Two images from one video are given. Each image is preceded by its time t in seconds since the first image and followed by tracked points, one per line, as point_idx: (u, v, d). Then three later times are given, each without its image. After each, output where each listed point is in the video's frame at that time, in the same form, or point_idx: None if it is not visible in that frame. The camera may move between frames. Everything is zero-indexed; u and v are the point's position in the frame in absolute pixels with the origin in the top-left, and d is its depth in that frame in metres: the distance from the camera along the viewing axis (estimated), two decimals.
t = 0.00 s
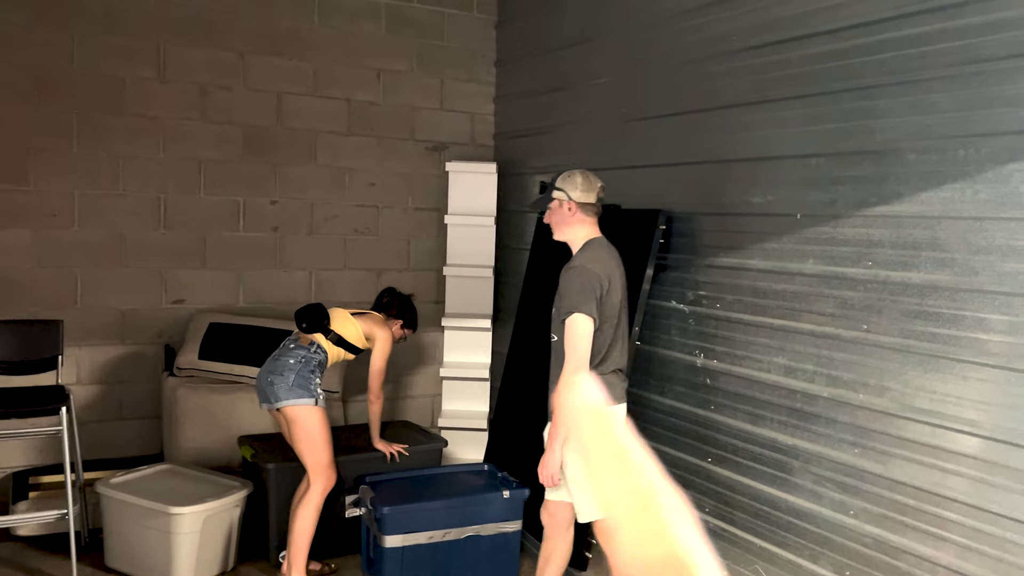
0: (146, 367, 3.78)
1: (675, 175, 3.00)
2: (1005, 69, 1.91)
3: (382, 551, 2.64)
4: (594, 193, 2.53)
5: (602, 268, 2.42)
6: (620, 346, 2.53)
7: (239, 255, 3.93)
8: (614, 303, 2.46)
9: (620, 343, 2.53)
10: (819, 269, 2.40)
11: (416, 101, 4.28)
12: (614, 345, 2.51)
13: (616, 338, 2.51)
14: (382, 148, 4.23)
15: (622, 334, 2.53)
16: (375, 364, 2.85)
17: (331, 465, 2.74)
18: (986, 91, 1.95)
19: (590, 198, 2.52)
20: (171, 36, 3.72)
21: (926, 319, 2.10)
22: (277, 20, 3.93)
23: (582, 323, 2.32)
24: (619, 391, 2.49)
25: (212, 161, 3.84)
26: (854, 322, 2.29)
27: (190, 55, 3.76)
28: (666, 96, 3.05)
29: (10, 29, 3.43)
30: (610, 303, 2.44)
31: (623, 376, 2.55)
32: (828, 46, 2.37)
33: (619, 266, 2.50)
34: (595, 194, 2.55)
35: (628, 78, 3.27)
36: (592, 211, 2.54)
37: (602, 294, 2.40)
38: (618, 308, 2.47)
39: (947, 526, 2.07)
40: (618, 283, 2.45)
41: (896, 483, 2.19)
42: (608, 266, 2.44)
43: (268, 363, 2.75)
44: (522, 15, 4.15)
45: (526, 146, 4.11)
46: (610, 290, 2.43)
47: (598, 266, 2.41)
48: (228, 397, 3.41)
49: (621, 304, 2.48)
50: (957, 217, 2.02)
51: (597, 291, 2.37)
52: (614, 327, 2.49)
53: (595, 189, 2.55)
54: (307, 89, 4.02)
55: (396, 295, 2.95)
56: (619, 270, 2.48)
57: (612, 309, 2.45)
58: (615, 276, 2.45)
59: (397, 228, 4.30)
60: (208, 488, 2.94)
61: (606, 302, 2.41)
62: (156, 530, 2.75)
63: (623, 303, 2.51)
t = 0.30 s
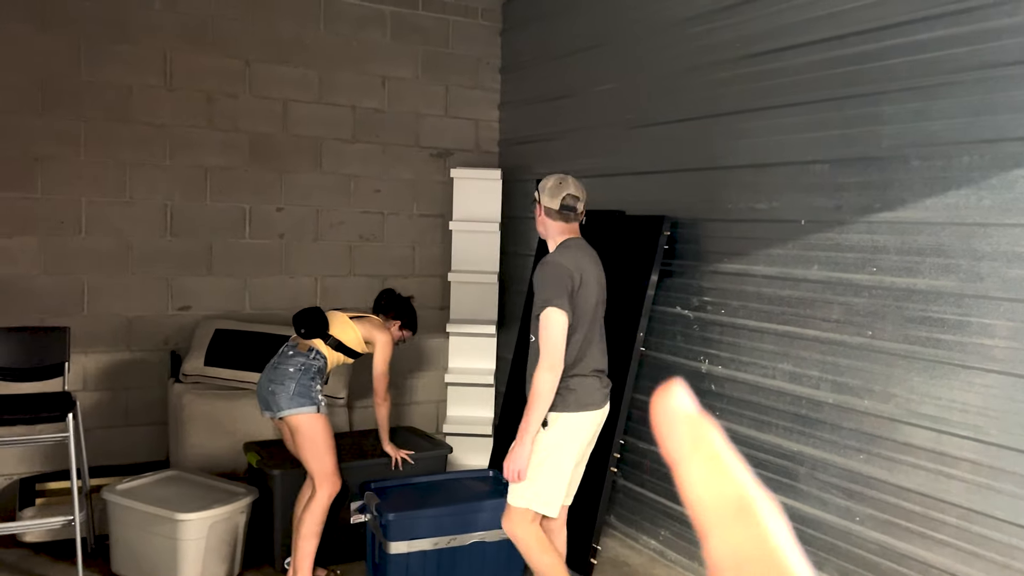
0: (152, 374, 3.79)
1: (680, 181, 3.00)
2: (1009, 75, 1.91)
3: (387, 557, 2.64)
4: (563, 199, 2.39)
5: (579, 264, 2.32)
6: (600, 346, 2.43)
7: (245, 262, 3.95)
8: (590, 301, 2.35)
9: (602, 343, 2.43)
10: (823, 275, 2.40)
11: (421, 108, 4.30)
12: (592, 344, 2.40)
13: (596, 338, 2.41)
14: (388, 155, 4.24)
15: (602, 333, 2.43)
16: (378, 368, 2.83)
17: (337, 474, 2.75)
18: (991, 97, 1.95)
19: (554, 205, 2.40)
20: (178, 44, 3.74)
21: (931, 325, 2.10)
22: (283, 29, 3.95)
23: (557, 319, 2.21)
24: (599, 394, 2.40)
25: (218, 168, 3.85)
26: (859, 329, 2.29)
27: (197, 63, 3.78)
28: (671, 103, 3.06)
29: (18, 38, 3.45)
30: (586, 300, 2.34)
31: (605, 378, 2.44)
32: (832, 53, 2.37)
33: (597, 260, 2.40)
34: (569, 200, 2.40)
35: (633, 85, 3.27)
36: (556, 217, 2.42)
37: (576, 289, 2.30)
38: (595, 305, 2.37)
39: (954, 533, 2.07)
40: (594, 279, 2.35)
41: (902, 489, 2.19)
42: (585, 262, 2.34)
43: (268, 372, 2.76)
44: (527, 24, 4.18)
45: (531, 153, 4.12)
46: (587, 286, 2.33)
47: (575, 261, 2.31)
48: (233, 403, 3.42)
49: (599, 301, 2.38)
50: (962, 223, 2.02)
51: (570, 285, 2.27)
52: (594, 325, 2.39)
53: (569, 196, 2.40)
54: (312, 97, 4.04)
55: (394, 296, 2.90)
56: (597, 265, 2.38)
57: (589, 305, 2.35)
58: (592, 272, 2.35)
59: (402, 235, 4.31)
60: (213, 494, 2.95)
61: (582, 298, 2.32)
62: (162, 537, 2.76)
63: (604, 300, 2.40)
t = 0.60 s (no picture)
0: (148, 379, 3.78)
1: (675, 185, 3.01)
2: (1004, 79, 1.92)
3: (384, 561, 2.64)
4: (556, 207, 2.41)
5: (559, 271, 2.36)
6: (595, 353, 2.43)
7: (242, 266, 3.95)
8: (572, 306, 2.37)
9: (597, 349, 2.44)
10: (819, 278, 2.40)
11: (417, 112, 4.30)
12: (581, 349, 2.40)
13: (589, 343, 2.41)
14: (384, 159, 4.24)
15: (598, 338, 2.43)
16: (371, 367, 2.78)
17: (316, 474, 2.76)
18: (985, 101, 1.96)
19: (550, 210, 2.43)
20: (175, 48, 3.74)
21: (927, 328, 2.11)
22: (280, 33, 3.95)
23: (520, 332, 2.33)
24: (592, 400, 2.40)
25: (214, 173, 3.85)
26: (855, 332, 2.30)
27: (194, 68, 3.78)
28: (667, 107, 3.06)
29: (15, 43, 3.45)
30: (566, 305, 2.37)
31: (604, 384, 2.44)
32: (828, 57, 2.38)
33: (588, 266, 2.40)
34: (563, 208, 2.40)
35: (629, 89, 3.28)
36: (550, 222, 2.43)
37: (547, 296, 2.36)
38: (581, 311, 2.38)
39: (951, 536, 2.07)
40: (577, 285, 2.37)
41: (899, 492, 2.19)
42: (567, 268, 2.37)
43: (252, 376, 2.78)
44: (522, 28, 4.19)
45: (527, 157, 4.13)
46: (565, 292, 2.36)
47: (548, 269, 2.37)
48: (229, 408, 3.41)
49: (587, 307, 2.39)
50: (956, 226, 2.03)
51: (539, 293, 2.35)
52: (584, 331, 2.40)
53: (563, 204, 2.40)
54: (309, 101, 4.04)
55: (388, 290, 2.83)
56: (586, 271, 2.39)
57: (569, 310, 2.37)
58: (577, 278, 2.37)
59: (398, 239, 4.31)
60: (209, 499, 2.94)
61: (560, 304, 2.36)
62: (158, 542, 2.75)
63: (596, 305, 2.41)
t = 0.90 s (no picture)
0: (133, 384, 3.77)
1: (661, 189, 3.02)
2: (982, 83, 1.93)
3: (370, 566, 2.63)
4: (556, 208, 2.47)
5: (547, 273, 2.40)
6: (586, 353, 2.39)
7: (228, 270, 3.93)
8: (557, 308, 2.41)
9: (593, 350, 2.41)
10: (802, 280, 2.42)
11: (405, 115, 4.30)
12: (569, 350, 2.40)
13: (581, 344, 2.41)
14: (371, 162, 4.24)
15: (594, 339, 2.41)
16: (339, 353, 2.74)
17: (300, 476, 2.75)
18: (965, 104, 1.97)
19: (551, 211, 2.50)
20: (160, 52, 3.73)
21: (909, 330, 2.12)
22: (266, 36, 3.95)
23: (514, 336, 2.49)
24: (581, 401, 2.40)
25: (200, 177, 3.84)
26: (838, 334, 2.31)
27: (180, 71, 3.77)
28: (652, 110, 3.07)
29: None
30: (553, 306, 2.41)
31: (600, 385, 2.40)
32: (810, 61, 2.39)
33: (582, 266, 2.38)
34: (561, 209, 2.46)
35: (615, 92, 3.29)
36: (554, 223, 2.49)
37: (536, 296, 2.44)
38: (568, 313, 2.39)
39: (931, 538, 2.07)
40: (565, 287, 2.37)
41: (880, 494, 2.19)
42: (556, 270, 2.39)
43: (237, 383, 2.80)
44: (509, 32, 4.20)
45: (514, 160, 4.13)
46: (551, 294, 2.40)
47: (537, 272, 2.43)
48: (213, 412, 3.40)
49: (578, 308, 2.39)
50: (936, 229, 2.04)
51: (528, 293, 2.45)
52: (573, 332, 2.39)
53: (561, 205, 2.46)
54: (295, 105, 4.03)
55: (370, 276, 2.79)
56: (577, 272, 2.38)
57: (556, 311, 2.41)
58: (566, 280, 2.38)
59: (385, 242, 4.31)
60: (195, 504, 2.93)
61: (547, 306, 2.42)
62: (141, 548, 2.73)
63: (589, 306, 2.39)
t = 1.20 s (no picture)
0: (107, 391, 3.71)
1: (639, 193, 3.02)
2: (957, 89, 1.95)
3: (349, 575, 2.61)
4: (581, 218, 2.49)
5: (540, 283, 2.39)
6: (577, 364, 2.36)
7: (204, 275, 3.89)
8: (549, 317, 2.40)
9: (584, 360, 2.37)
10: (780, 285, 2.42)
11: (384, 119, 4.28)
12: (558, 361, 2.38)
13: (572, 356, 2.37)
14: (350, 167, 4.21)
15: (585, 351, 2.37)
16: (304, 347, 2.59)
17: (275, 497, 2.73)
18: (941, 110, 1.98)
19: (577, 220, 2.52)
20: (135, 55, 3.68)
21: (885, 334, 2.13)
22: (244, 39, 3.91)
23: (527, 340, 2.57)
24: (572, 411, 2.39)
25: (176, 181, 3.80)
26: (815, 338, 2.31)
27: (155, 74, 3.73)
28: (631, 115, 3.08)
29: None
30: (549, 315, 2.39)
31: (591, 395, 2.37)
32: (788, 66, 2.40)
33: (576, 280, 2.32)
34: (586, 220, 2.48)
35: (594, 97, 3.29)
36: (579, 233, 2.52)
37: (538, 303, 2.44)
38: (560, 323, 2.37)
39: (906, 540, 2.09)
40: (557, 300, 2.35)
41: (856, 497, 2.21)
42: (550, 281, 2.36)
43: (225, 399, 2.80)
44: (488, 36, 4.19)
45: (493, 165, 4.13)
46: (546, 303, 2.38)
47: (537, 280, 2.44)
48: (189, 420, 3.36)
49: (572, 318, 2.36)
50: (912, 234, 2.05)
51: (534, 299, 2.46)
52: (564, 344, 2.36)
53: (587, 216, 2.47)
54: (273, 109, 4.00)
55: (346, 264, 2.73)
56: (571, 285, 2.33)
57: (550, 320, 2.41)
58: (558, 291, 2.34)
59: (364, 247, 4.28)
60: (170, 514, 2.89)
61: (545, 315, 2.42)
62: (116, 558, 2.70)
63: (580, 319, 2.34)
